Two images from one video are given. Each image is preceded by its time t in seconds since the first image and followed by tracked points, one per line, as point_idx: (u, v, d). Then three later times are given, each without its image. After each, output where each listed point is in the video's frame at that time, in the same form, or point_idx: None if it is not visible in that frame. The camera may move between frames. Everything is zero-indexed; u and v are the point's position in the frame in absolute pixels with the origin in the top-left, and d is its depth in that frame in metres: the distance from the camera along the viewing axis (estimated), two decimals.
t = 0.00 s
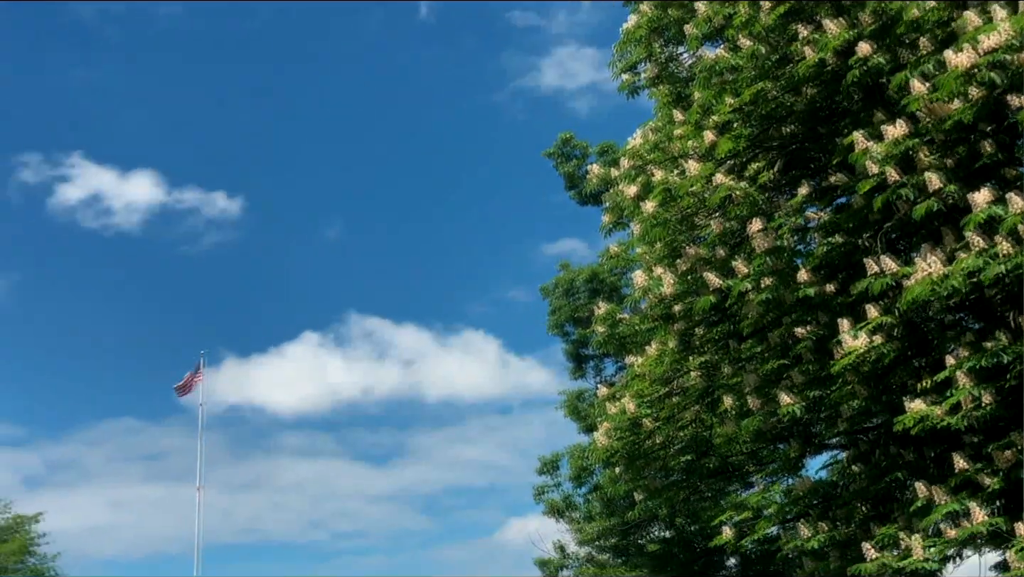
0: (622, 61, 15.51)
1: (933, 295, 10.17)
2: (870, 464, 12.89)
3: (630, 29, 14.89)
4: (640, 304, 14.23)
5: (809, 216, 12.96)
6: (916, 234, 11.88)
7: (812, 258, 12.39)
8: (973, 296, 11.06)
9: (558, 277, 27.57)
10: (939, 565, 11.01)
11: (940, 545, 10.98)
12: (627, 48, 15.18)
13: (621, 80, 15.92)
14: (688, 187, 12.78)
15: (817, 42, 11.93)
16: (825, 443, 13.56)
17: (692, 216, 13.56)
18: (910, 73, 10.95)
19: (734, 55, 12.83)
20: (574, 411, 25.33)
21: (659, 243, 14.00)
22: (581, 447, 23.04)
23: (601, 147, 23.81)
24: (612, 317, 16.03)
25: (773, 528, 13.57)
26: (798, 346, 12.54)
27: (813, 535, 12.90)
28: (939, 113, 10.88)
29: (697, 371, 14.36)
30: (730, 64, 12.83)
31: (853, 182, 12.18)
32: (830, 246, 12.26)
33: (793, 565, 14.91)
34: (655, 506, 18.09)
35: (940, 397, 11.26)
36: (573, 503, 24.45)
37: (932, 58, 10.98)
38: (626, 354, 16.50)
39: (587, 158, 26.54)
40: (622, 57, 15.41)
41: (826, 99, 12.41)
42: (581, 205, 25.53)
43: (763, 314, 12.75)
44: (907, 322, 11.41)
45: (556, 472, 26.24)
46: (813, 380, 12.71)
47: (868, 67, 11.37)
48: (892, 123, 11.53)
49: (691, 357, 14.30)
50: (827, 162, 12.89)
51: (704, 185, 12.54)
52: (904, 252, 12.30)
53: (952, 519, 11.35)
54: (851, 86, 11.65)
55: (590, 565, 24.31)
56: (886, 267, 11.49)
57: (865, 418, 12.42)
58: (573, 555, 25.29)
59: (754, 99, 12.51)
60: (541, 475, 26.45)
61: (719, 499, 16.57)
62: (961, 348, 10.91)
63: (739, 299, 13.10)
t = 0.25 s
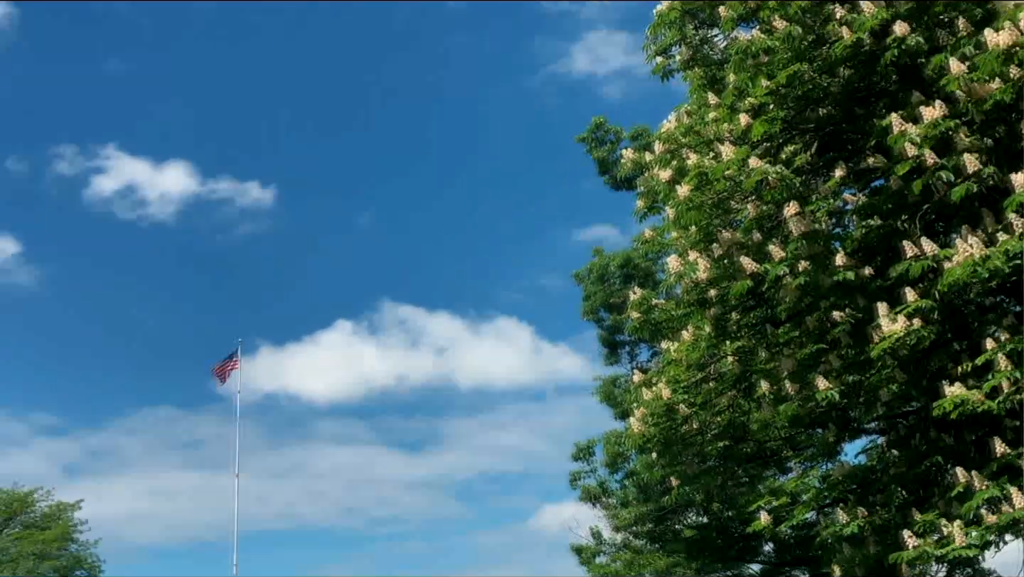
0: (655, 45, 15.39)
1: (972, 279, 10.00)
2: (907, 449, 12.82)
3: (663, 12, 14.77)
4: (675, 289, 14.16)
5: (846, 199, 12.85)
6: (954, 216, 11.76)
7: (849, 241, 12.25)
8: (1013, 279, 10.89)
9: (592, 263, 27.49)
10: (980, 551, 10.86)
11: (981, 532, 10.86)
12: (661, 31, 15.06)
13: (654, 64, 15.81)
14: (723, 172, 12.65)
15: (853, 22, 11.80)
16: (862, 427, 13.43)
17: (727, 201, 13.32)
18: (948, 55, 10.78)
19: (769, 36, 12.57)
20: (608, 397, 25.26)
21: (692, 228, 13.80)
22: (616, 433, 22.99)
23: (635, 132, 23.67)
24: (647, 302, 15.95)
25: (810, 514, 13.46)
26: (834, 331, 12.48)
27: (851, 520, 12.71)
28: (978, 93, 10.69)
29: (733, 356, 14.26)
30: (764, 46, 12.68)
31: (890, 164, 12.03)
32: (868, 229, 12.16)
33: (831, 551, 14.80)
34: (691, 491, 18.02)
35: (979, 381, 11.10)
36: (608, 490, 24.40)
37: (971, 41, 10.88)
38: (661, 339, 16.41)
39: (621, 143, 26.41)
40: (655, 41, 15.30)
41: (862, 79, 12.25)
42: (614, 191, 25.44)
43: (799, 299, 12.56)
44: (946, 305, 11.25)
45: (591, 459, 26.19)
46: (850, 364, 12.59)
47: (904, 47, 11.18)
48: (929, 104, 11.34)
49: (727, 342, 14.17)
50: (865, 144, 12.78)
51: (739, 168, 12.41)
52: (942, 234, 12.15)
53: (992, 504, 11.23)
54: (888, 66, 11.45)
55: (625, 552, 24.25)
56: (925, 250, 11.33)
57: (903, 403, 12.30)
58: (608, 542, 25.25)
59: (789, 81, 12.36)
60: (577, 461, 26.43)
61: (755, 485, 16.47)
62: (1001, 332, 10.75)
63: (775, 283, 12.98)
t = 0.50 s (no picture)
0: (685, 29, 15.30)
1: (1007, 264, 9.88)
2: (941, 434, 12.72)
3: None
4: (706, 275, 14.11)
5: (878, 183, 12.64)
6: (989, 201, 11.62)
7: (881, 226, 12.19)
8: None
9: (622, 249, 27.41)
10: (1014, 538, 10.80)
11: (1015, 519, 10.78)
12: (690, 16, 14.97)
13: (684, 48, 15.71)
14: (754, 158, 12.51)
15: (885, 5, 11.67)
16: (896, 413, 13.39)
17: (758, 185, 13.36)
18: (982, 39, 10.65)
19: (800, 21, 12.69)
20: (639, 384, 25.25)
21: (724, 213, 14.00)
22: (647, 420, 22.97)
23: (665, 117, 23.55)
24: (677, 288, 15.91)
25: (843, 500, 13.43)
26: (867, 316, 12.36)
27: (885, 506, 12.64)
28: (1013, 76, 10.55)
29: (764, 342, 14.20)
30: (795, 29, 12.59)
31: (923, 148, 11.94)
32: (900, 214, 12.12)
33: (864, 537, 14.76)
34: (722, 477, 18.00)
35: (1015, 367, 10.99)
36: (639, 476, 24.42)
37: (1006, 24, 10.71)
38: (691, 325, 16.38)
39: (650, 128, 26.28)
40: (685, 25, 15.20)
41: (895, 63, 12.14)
42: (643, 176, 25.32)
43: (831, 285, 12.60)
44: (980, 289, 11.14)
45: (622, 445, 26.21)
46: (883, 350, 12.47)
47: (937, 31, 11.08)
48: (963, 87, 11.20)
49: (758, 328, 14.13)
50: (897, 129, 12.63)
51: (769, 153, 12.31)
52: (976, 219, 12.00)
53: None
54: (920, 50, 11.33)
55: (657, 538, 24.27)
56: (959, 234, 11.22)
57: (937, 389, 12.19)
58: (639, 528, 25.27)
59: (820, 65, 12.27)
60: (607, 447, 26.44)
61: (787, 471, 16.43)
62: None
63: (807, 269, 12.90)
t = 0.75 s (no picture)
0: (715, 12, 15.19)
1: None
2: (975, 419, 12.61)
3: None
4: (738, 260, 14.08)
5: (911, 166, 12.54)
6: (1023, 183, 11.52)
7: (914, 209, 12.07)
8: None
9: (652, 234, 27.31)
10: None
11: None
12: None
13: (714, 31, 15.61)
14: (785, 141, 12.50)
15: None
16: (929, 397, 13.29)
17: (789, 169, 13.13)
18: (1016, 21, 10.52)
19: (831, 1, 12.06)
20: (669, 369, 25.18)
21: (755, 198, 13.74)
22: (677, 405, 22.91)
23: (694, 101, 23.41)
24: (707, 273, 15.87)
25: (876, 485, 13.36)
26: (901, 300, 12.27)
27: (917, 489, 12.52)
28: None
29: (796, 326, 14.13)
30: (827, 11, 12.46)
31: (956, 130, 11.76)
32: (933, 197, 11.98)
33: (897, 522, 14.67)
34: (753, 463, 17.93)
35: None
36: (670, 461, 24.36)
37: None
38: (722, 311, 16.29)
39: (680, 113, 26.14)
40: (715, 8, 15.09)
41: (926, 45, 12.06)
42: (673, 161, 25.19)
43: (863, 269, 12.36)
44: (1015, 273, 11.03)
45: (652, 431, 26.14)
46: (915, 334, 12.42)
47: (970, 13, 10.96)
48: (998, 69, 11.09)
49: (790, 313, 13.98)
50: (930, 111, 12.55)
51: (801, 136, 12.20)
52: (1010, 201, 11.91)
53: None
54: (953, 32, 11.23)
55: (687, 523, 24.22)
56: (993, 218, 11.11)
57: (971, 373, 12.09)
58: (670, 513, 25.22)
59: (852, 47, 12.14)
60: (637, 433, 26.40)
61: (819, 457, 16.36)
62: None
63: (839, 253, 12.81)
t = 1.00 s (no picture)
0: None
1: None
2: (1009, 404, 12.51)
3: None
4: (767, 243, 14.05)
5: (942, 148, 12.59)
6: None
7: (946, 192, 11.98)
8: None
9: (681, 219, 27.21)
10: None
11: None
12: None
13: (743, 14, 15.51)
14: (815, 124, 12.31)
15: None
16: (961, 381, 13.19)
17: (820, 152, 13.11)
18: None
19: None
20: (699, 354, 25.13)
21: (785, 181, 13.81)
22: (707, 390, 22.86)
23: (724, 85, 23.27)
24: (737, 258, 15.80)
25: (908, 469, 13.29)
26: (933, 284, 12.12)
27: (951, 475, 12.49)
28: None
29: (827, 311, 13.89)
30: None
31: (989, 112, 11.65)
32: (966, 179, 11.89)
33: (929, 507, 14.60)
34: (783, 448, 17.91)
35: None
36: (699, 447, 24.32)
37: None
38: (752, 294, 16.26)
39: (709, 96, 25.99)
40: None
41: (959, 26, 11.89)
42: (702, 145, 25.08)
43: (894, 252, 12.39)
44: None
45: (682, 416, 26.10)
46: (948, 318, 12.31)
47: None
48: None
49: (821, 298, 13.85)
50: (963, 92, 12.30)
51: (832, 119, 12.12)
52: None
53: None
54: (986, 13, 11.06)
55: (717, 508, 24.18)
56: None
57: (1004, 357, 11.99)
58: (700, 498, 25.19)
59: (882, 28, 12.06)
60: (667, 418, 26.37)
61: (849, 442, 16.30)
62: None
63: (870, 236, 12.74)
